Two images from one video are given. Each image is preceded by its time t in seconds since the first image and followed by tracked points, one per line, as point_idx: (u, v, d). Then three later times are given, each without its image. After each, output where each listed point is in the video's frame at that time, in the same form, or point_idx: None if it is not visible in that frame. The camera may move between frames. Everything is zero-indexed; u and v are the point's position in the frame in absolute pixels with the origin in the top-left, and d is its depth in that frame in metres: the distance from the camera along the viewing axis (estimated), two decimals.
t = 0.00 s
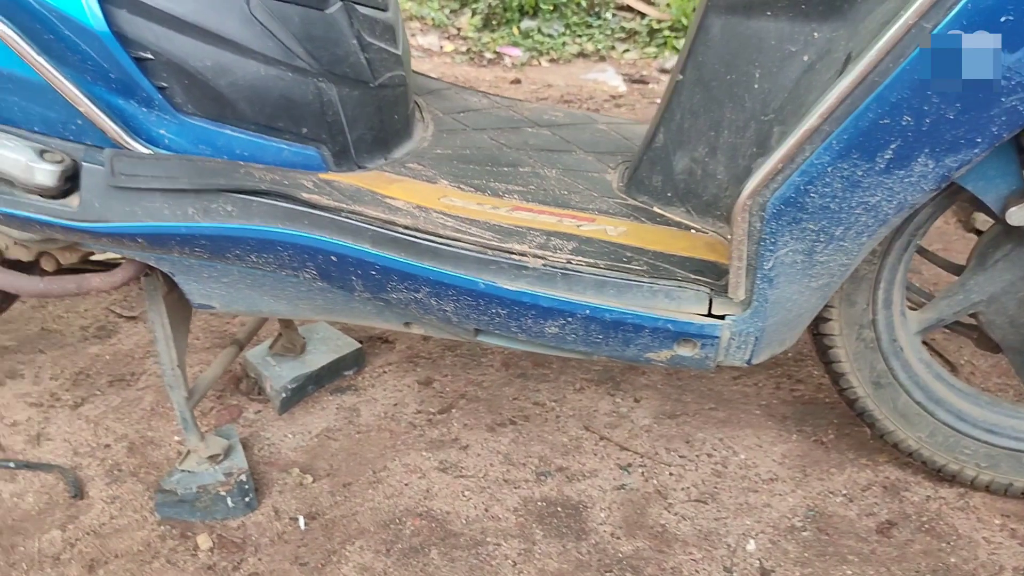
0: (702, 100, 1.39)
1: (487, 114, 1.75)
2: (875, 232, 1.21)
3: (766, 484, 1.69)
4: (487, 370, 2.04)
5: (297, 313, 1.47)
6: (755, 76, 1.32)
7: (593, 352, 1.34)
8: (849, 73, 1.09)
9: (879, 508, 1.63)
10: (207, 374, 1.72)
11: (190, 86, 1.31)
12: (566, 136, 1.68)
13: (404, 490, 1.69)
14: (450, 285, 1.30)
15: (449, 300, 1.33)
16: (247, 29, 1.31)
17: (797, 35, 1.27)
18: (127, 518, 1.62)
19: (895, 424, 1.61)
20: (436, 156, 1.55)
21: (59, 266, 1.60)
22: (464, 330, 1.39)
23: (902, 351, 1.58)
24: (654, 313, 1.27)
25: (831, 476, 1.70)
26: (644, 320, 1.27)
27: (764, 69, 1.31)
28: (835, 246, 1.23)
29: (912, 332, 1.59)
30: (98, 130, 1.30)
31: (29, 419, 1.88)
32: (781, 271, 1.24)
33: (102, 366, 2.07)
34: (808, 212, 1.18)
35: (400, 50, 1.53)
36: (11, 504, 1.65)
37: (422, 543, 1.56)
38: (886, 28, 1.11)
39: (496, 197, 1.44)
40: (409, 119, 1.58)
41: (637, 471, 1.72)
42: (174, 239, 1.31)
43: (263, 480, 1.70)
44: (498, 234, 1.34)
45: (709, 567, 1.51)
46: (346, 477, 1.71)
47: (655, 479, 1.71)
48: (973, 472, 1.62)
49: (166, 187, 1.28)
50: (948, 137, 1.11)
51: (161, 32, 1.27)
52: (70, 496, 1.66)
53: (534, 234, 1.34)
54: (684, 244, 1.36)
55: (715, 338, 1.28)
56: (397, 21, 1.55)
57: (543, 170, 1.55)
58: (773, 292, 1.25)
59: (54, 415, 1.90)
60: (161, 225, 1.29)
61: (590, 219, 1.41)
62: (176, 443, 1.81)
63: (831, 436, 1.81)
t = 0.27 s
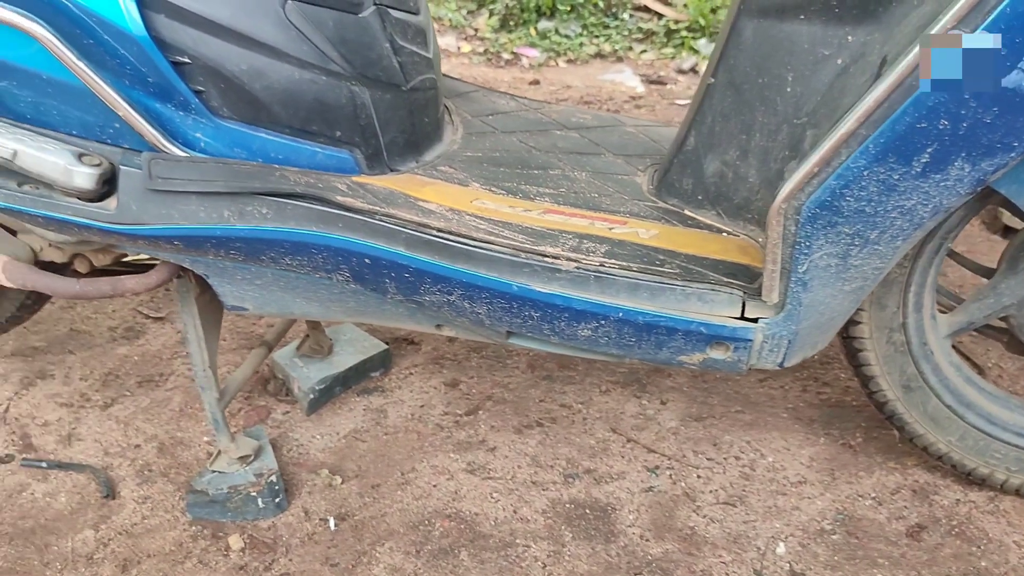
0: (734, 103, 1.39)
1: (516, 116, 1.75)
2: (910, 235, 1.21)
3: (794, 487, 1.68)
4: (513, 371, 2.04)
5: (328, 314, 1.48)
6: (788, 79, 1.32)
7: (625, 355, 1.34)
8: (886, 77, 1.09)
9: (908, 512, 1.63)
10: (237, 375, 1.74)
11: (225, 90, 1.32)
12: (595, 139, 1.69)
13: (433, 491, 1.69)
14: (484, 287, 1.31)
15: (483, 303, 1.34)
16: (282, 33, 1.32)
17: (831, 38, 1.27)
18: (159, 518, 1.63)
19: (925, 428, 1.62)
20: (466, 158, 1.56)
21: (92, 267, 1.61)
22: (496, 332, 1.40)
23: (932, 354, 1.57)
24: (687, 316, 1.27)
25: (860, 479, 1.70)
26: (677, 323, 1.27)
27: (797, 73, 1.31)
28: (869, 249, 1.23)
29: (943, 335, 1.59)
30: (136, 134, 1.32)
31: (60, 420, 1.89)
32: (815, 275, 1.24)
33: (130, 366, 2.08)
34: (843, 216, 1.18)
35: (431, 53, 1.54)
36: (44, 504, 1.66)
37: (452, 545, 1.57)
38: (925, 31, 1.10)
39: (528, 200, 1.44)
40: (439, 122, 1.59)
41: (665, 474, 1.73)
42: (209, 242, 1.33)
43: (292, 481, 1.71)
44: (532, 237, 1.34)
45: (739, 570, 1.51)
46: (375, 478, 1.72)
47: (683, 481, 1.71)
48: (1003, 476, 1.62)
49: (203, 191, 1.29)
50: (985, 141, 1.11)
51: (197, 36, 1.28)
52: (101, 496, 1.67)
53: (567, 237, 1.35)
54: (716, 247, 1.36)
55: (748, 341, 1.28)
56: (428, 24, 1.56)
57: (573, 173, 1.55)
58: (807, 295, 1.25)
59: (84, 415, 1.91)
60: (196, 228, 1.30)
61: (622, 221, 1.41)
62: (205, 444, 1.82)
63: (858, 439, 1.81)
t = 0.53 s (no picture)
0: (774, 101, 1.38)
1: (550, 116, 1.75)
2: (954, 234, 1.21)
3: (830, 487, 1.68)
4: (544, 371, 2.04)
5: (365, 313, 1.48)
6: (829, 78, 1.31)
7: (664, 355, 1.34)
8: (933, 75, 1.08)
9: (946, 513, 1.62)
10: (272, 374, 1.75)
11: (266, 89, 1.32)
12: (630, 139, 1.68)
13: (467, 490, 1.69)
14: (523, 287, 1.31)
15: (521, 302, 1.33)
16: (322, 33, 1.33)
17: (874, 37, 1.26)
18: (195, 515, 1.63)
19: (963, 428, 1.60)
20: (502, 157, 1.56)
21: (129, 266, 1.62)
22: (533, 331, 1.40)
23: (970, 354, 1.56)
24: (727, 315, 1.26)
25: (896, 480, 1.69)
26: (718, 323, 1.26)
27: (838, 71, 1.30)
28: (912, 248, 1.22)
29: (980, 335, 1.58)
30: (177, 132, 1.32)
31: (94, 417, 1.90)
32: (857, 274, 1.23)
33: (163, 365, 2.09)
34: (887, 215, 1.17)
35: (468, 52, 1.54)
36: (80, 501, 1.67)
37: (487, 543, 1.57)
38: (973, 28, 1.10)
39: (565, 199, 1.44)
40: (474, 121, 1.59)
41: (699, 474, 1.72)
42: (249, 240, 1.33)
43: (326, 479, 1.72)
44: (571, 236, 1.34)
45: (776, 570, 1.51)
46: (409, 477, 1.72)
47: (718, 481, 1.70)
48: None
49: (244, 189, 1.30)
50: None
51: (239, 35, 1.29)
52: (137, 494, 1.68)
53: (606, 236, 1.34)
54: (755, 246, 1.36)
55: (788, 341, 1.28)
56: (465, 24, 1.56)
57: (609, 172, 1.55)
58: (849, 295, 1.24)
59: (118, 413, 1.92)
60: (236, 226, 1.31)
61: (660, 220, 1.41)
62: (239, 442, 1.83)
63: (893, 439, 1.80)
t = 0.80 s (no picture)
0: (809, 97, 1.37)
1: (580, 113, 1.75)
2: (994, 229, 1.20)
3: (862, 485, 1.67)
4: (572, 368, 2.04)
5: (398, 309, 1.48)
6: (865, 73, 1.31)
7: (699, 351, 1.34)
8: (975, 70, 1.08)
9: (979, 511, 1.61)
10: (302, 370, 1.75)
11: (302, 84, 1.33)
12: (661, 135, 1.68)
13: (497, 486, 1.70)
14: (558, 282, 1.31)
15: (556, 297, 1.34)
16: (358, 28, 1.33)
17: (911, 32, 1.26)
18: (226, 510, 1.64)
19: (997, 426, 1.59)
20: (535, 154, 1.56)
21: (162, 261, 1.62)
22: (567, 327, 1.40)
23: (1005, 352, 1.55)
24: (764, 311, 1.26)
25: (928, 478, 1.68)
26: (754, 318, 1.26)
27: (875, 66, 1.30)
28: (952, 243, 1.21)
29: (1014, 333, 1.57)
30: (214, 127, 1.32)
31: (125, 412, 1.91)
32: (896, 269, 1.22)
33: (191, 361, 2.10)
34: (928, 210, 1.17)
35: (500, 49, 1.54)
36: (112, 495, 1.67)
37: (518, 539, 1.57)
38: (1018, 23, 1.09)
39: (598, 195, 1.44)
40: (506, 117, 1.59)
41: (730, 471, 1.72)
42: (286, 235, 1.34)
43: (357, 475, 1.72)
44: (605, 231, 1.34)
45: (809, 568, 1.50)
46: (439, 473, 1.73)
47: (749, 478, 1.70)
48: None
49: (280, 184, 1.29)
50: None
51: (276, 30, 1.29)
52: (169, 488, 1.69)
53: (641, 232, 1.34)
54: (791, 242, 1.35)
55: (824, 336, 1.27)
56: (497, 20, 1.56)
57: (642, 168, 1.55)
58: (888, 290, 1.24)
59: (148, 408, 1.93)
60: (274, 221, 1.32)
61: (694, 216, 1.41)
62: (269, 438, 1.83)
63: (925, 437, 1.79)
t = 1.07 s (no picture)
0: (850, 93, 1.37)
1: (615, 109, 1.76)
2: None
3: (898, 483, 1.66)
4: (604, 365, 2.04)
5: (436, 304, 1.49)
6: (907, 68, 1.30)
7: (739, 346, 1.33)
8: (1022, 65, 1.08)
9: (1017, 510, 1.60)
10: (338, 365, 1.77)
11: (344, 79, 1.33)
12: (697, 132, 1.68)
13: (531, 482, 1.70)
14: (598, 277, 1.31)
15: (595, 292, 1.34)
16: (399, 24, 1.34)
17: (955, 27, 1.25)
18: (263, 504, 1.65)
19: None
20: (572, 150, 1.56)
21: (200, 256, 1.64)
22: (606, 322, 1.40)
23: None
24: (805, 307, 1.26)
25: (965, 477, 1.67)
26: (795, 314, 1.26)
27: (918, 62, 1.29)
28: (996, 239, 1.21)
29: None
30: (256, 123, 1.33)
31: (160, 407, 1.92)
32: (940, 265, 1.22)
33: (225, 356, 2.11)
34: (973, 206, 1.16)
35: (537, 45, 1.54)
36: (150, 488, 1.69)
37: (554, 535, 1.57)
38: None
39: (637, 190, 1.44)
40: (543, 113, 1.59)
41: (764, 468, 1.71)
42: (326, 230, 1.35)
43: (391, 470, 1.73)
44: (645, 227, 1.34)
45: (847, 566, 1.50)
46: (473, 468, 1.73)
47: (784, 476, 1.70)
48: None
49: (321, 179, 1.31)
50: None
51: (319, 26, 1.30)
52: (206, 482, 1.70)
53: (681, 227, 1.34)
54: (831, 238, 1.35)
55: (866, 333, 1.26)
56: (534, 16, 1.56)
57: (679, 164, 1.55)
58: (931, 286, 1.23)
59: (183, 403, 1.94)
60: (314, 216, 1.32)
61: (733, 212, 1.40)
62: (303, 433, 1.84)
63: (961, 436, 1.78)
